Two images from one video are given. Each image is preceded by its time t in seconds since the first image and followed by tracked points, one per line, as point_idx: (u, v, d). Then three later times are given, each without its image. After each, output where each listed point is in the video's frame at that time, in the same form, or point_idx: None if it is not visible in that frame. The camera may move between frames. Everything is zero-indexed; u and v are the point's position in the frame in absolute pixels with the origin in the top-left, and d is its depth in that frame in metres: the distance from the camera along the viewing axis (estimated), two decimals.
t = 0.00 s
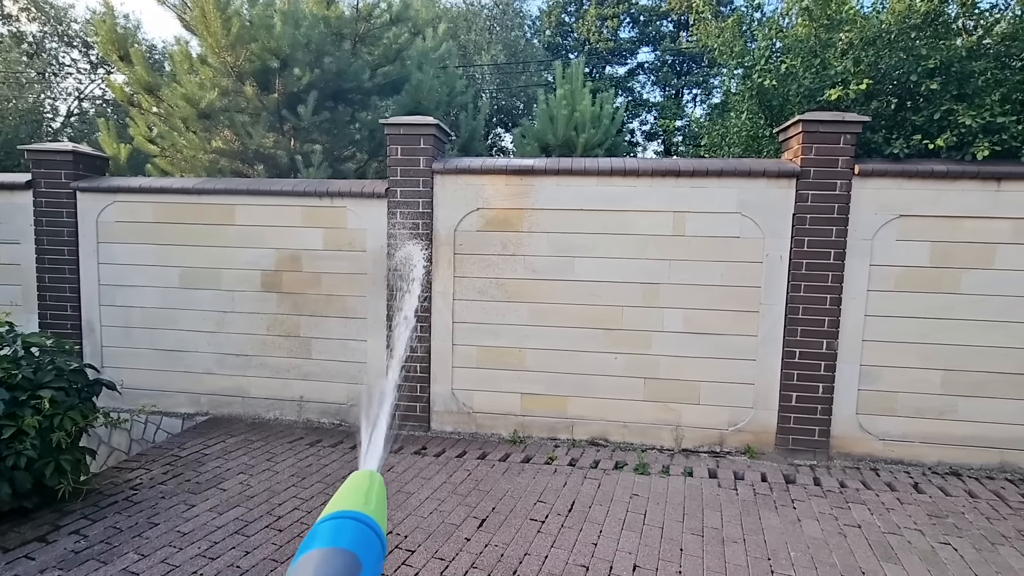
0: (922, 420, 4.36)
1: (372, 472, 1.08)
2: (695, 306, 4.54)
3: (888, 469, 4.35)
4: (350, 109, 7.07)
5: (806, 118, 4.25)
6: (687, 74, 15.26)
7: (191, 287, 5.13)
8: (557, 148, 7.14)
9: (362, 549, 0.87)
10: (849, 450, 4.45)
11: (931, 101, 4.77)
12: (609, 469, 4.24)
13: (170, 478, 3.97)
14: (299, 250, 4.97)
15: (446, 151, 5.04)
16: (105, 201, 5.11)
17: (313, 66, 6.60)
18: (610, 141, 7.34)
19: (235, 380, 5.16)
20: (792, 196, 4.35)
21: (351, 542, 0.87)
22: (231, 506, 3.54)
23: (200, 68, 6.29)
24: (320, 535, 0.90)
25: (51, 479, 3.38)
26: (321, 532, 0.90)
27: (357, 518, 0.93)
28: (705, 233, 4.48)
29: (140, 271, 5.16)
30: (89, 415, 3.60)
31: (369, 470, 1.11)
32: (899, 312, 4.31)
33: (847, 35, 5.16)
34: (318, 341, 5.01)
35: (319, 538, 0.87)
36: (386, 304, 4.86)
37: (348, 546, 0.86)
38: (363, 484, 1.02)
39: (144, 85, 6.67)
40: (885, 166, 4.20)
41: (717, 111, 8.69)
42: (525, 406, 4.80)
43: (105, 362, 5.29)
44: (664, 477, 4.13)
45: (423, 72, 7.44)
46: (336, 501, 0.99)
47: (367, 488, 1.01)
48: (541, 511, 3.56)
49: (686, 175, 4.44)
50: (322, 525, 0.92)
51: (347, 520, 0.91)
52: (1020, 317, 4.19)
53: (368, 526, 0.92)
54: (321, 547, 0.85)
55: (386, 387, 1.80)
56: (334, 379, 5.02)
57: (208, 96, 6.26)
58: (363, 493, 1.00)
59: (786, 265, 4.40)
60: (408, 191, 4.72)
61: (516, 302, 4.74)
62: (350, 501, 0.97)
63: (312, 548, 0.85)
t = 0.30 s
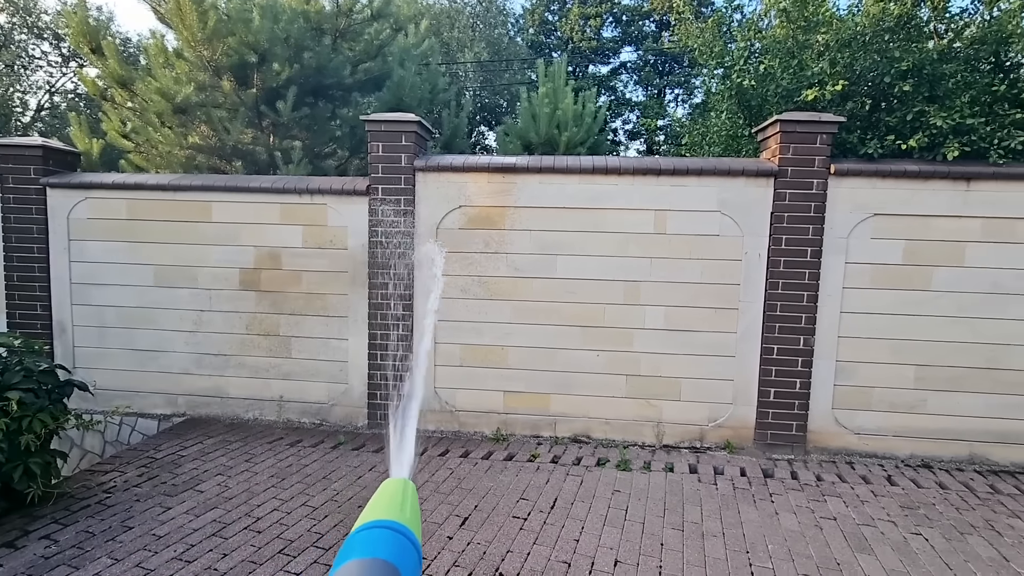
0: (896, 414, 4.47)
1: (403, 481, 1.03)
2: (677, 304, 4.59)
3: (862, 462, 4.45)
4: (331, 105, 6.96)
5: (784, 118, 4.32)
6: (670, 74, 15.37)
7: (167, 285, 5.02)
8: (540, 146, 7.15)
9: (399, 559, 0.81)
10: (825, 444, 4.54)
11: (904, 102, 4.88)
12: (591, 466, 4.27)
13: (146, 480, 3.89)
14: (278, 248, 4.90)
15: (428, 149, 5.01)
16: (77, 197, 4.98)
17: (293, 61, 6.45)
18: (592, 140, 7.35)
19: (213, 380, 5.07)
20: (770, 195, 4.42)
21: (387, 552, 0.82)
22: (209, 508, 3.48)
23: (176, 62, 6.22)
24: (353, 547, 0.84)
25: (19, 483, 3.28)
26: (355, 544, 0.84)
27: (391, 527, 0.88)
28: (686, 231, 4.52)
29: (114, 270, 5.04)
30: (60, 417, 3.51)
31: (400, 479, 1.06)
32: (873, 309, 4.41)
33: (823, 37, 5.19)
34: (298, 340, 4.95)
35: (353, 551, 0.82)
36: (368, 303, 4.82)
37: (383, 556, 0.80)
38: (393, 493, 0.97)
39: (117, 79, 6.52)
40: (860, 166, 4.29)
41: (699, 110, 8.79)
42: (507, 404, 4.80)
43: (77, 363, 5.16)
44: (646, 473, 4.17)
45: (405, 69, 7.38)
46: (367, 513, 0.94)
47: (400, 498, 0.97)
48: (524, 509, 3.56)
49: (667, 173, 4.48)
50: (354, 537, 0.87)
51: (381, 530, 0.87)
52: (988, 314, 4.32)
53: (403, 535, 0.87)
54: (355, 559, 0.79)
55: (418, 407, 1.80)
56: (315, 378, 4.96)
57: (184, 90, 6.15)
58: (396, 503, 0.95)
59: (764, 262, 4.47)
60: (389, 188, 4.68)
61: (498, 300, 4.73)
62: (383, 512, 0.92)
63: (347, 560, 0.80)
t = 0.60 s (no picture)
0: (864, 408, 4.59)
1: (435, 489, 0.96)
2: (653, 301, 4.64)
3: (832, 455, 4.57)
4: (306, 101, 6.84)
5: (758, 118, 4.40)
6: (647, 74, 15.50)
7: (135, 284, 4.89)
8: (519, 144, 7.15)
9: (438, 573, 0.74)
10: (797, 437, 4.65)
11: (871, 104, 5.00)
12: (569, 463, 4.30)
13: (114, 485, 3.78)
14: (252, 246, 4.81)
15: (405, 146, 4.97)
16: (40, 194, 4.82)
17: (266, 56, 6.33)
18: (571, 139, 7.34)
19: (184, 381, 4.96)
20: (744, 194, 4.50)
21: (422, 565, 0.74)
22: (180, 512, 3.40)
23: (144, 54, 5.92)
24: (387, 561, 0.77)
25: None
26: (391, 558, 0.77)
27: (426, 539, 0.81)
28: (662, 229, 4.58)
29: (79, 268, 4.89)
30: (21, 421, 3.39)
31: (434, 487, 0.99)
32: (842, 306, 4.52)
33: (794, 39, 5.29)
34: (273, 340, 4.87)
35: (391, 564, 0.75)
36: (345, 302, 4.76)
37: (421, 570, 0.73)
38: (425, 501, 0.90)
39: (81, 71, 6.32)
40: (830, 166, 4.39)
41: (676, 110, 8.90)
42: (486, 402, 4.80)
43: (41, 364, 5.00)
44: (623, 469, 4.21)
45: (382, 65, 7.30)
46: (401, 525, 0.87)
47: (434, 508, 0.89)
48: (502, 506, 3.57)
49: (644, 172, 4.52)
50: (390, 551, 0.79)
51: (415, 543, 0.79)
52: (951, 310, 4.47)
53: (441, 546, 0.80)
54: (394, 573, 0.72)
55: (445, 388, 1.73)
56: (290, 378, 4.89)
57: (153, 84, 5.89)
58: (431, 514, 0.87)
59: (738, 260, 4.55)
60: (366, 185, 4.63)
61: (476, 298, 4.72)
62: (419, 522, 0.85)
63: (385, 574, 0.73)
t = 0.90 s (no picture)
0: (841, 402, 4.69)
1: (452, 491, 1.00)
2: (635, 298, 4.68)
3: (810, 449, 4.65)
4: (286, 96, 6.73)
5: (737, 118, 4.45)
6: (630, 73, 15.57)
7: (110, 283, 4.78)
8: (502, 142, 7.15)
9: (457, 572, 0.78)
10: (776, 432, 4.73)
11: (847, 104, 5.10)
12: (553, 460, 4.32)
13: (88, 488, 3.70)
14: (231, 244, 4.73)
15: (387, 143, 4.93)
16: (9, 190, 4.69)
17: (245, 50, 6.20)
18: (554, 136, 7.36)
19: (162, 381, 4.87)
20: (724, 192, 4.55)
21: (441, 565, 0.79)
22: (157, 514, 3.34)
23: (117, 47, 5.87)
24: (408, 561, 0.82)
25: None
26: (411, 557, 0.82)
27: (444, 540, 0.85)
28: (644, 227, 4.61)
29: (51, 267, 4.76)
30: None
31: (450, 489, 1.04)
32: (819, 302, 4.61)
33: (773, 39, 5.38)
34: (253, 339, 4.80)
35: (413, 564, 0.79)
36: (326, 300, 4.71)
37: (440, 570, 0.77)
38: (441, 503, 0.94)
39: (52, 65, 6.16)
40: (808, 165, 4.47)
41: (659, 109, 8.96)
42: (470, 400, 4.80)
43: (11, 366, 4.86)
44: (606, 465, 4.24)
45: (363, 61, 7.21)
46: (420, 526, 0.91)
47: (453, 509, 0.93)
48: (486, 504, 3.57)
49: (626, 170, 4.54)
50: (410, 551, 0.84)
51: (434, 543, 0.84)
52: (924, 306, 4.58)
53: (458, 547, 0.84)
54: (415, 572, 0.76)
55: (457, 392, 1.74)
56: (271, 378, 4.83)
57: (127, 78, 5.81)
58: (449, 515, 0.92)
59: (718, 258, 4.60)
60: (347, 183, 4.58)
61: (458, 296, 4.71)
62: (437, 523, 0.89)
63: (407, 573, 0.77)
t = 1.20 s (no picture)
0: (812, 397, 4.80)
1: (466, 491, 0.98)
2: (614, 296, 4.71)
3: (783, 443, 4.75)
4: (260, 91, 6.59)
5: (712, 118, 4.51)
6: (609, 72, 15.61)
7: (76, 282, 4.63)
8: (480, 140, 7.12)
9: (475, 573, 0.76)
10: (750, 427, 4.81)
11: (819, 106, 5.23)
12: (532, 457, 4.33)
13: (52, 493, 3.58)
14: (202, 242, 4.62)
15: (364, 139, 4.87)
16: None
17: (217, 43, 6.03)
18: (532, 134, 7.37)
19: (131, 382, 4.74)
20: (700, 191, 4.61)
21: (460, 566, 0.77)
22: (126, 519, 3.25)
23: (82, 39, 5.70)
24: (424, 562, 0.80)
25: None
26: (429, 558, 0.80)
27: (461, 540, 0.83)
28: (622, 225, 4.64)
29: (13, 265, 4.60)
30: None
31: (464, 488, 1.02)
32: (792, 300, 4.70)
33: (747, 41, 5.48)
34: (227, 339, 4.71)
35: (431, 565, 0.77)
36: (302, 299, 4.64)
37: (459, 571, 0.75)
38: (455, 503, 0.93)
39: (13, 55, 5.97)
40: (781, 165, 4.55)
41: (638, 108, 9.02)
42: (448, 398, 4.77)
43: None
44: (585, 462, 4.27)
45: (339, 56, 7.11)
46: (434, 526, 0.89)
47: (468, 509, 0.92)
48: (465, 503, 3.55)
49: (604, 169, 4.57)
50: (426, 552, 0.82)
51: (451, 544, 0.82)
52: (891, 303, 4.71)
53: (474, 548, 0.82)
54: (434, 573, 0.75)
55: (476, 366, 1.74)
56: (245, 378, 4.74)
57: (92, 70, 5.64)
58: (464, 514, 0.90)
59: (694, 256, 4.66)
60: (323, 179, 4.51)
61: (437, 294, 4.68)
62: (454, 522, 0.87)
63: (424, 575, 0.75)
